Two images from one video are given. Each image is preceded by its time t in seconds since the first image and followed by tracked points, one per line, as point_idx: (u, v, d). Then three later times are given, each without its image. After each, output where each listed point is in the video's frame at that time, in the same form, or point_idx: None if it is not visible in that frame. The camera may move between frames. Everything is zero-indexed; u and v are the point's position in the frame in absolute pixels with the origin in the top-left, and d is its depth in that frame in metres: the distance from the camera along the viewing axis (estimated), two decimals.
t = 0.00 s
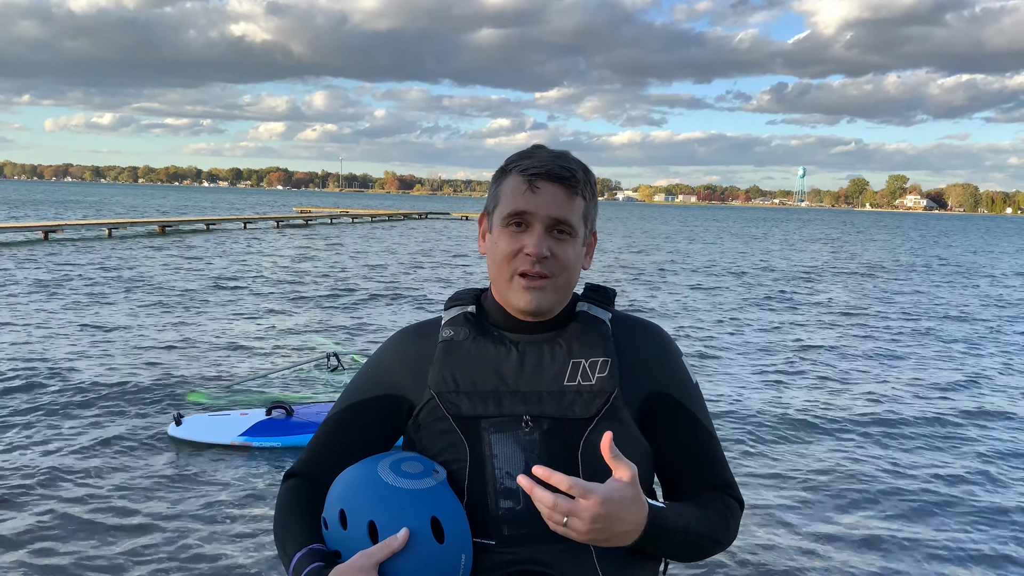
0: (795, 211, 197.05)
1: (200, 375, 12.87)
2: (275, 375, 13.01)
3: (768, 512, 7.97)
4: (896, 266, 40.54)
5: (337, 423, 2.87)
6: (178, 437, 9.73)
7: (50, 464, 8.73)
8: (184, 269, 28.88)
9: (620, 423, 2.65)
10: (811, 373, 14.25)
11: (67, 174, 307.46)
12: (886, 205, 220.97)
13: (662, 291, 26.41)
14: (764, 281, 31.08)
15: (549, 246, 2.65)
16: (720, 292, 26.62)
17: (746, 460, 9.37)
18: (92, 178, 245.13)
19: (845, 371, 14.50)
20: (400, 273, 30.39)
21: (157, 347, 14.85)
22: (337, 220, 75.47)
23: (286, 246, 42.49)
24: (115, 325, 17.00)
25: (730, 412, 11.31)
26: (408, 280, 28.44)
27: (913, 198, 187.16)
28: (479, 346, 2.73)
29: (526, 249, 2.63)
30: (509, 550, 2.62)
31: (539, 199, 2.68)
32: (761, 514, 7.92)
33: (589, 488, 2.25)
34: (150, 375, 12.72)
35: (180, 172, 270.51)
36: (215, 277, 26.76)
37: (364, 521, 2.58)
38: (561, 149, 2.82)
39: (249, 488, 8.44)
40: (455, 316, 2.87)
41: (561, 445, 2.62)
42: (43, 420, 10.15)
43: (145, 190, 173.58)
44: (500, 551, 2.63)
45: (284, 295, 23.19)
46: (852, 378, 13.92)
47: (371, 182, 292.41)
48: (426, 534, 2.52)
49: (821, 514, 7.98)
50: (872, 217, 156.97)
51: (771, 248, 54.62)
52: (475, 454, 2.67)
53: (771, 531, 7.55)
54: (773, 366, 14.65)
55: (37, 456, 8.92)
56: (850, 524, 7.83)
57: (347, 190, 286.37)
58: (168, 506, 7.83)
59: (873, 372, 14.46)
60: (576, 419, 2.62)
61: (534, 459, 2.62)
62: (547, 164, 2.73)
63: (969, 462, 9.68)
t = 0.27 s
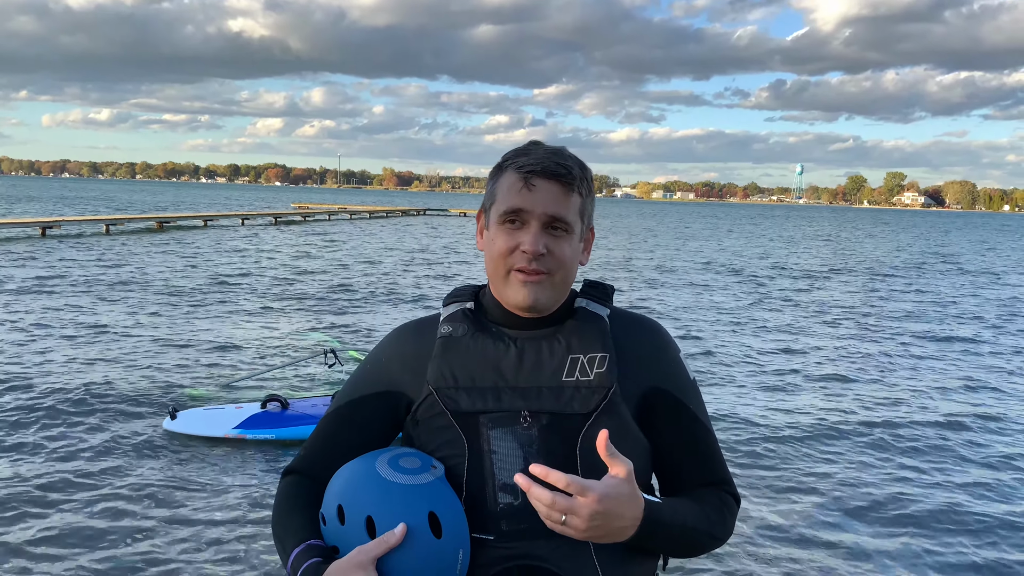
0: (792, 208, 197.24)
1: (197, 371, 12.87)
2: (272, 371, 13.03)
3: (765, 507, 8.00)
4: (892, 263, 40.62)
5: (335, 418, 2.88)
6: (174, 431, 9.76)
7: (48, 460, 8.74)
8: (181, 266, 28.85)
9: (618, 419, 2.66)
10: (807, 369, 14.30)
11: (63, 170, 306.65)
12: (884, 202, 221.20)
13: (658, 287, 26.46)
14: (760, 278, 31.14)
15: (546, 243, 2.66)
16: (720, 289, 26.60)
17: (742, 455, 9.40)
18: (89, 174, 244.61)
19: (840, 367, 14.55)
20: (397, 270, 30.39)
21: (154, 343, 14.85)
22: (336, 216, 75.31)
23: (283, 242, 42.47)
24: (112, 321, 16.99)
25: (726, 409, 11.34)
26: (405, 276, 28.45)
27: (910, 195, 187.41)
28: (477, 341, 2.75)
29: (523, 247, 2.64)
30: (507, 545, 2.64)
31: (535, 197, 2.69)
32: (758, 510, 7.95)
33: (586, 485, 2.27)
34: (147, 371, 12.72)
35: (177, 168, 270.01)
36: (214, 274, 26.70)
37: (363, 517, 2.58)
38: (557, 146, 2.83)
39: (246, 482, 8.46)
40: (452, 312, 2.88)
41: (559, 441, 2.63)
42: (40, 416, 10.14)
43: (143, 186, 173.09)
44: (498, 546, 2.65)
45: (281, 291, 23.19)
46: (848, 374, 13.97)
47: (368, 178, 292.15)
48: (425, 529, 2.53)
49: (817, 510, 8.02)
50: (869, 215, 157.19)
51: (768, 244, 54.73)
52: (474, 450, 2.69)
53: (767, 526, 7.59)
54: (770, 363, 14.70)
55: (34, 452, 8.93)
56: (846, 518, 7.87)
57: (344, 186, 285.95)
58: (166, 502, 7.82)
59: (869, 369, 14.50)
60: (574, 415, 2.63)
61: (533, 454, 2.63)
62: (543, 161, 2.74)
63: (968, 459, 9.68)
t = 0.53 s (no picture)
0: (790, 206, 197.47)
1: (196, 367, 12.90)
2: (270, 367, 13.05)
3: (763, 504, 8.06)
4: (890, 261, 40.70)
5: (333, 416, 2.88)
6: (169, 422, 9.84)
7: (48, 455, 8.75)
8: (179, 262, 28.84)
9: (615, 416, 2.67)
10: (804, 365, 14.35)
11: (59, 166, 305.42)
12: (881, 199, 221.62)
13: (657, 284, 26.49)
14: (758, 275, 31.20)
15: (542, 243, 2.66)
16: (717, 286, 26.61)
17: (739, 451, 9.45)
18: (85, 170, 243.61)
19: (837, 364, 14.62)
20: (395, 267, 30.40)
21: (153, 339, 14.87)
22: (333, 212, 75.10)
23: (281, 239, 42.43)
24: (111, 317, 17.00)
25: (723, 405, 11.39)
26: (403, 273, 28.46)
27: (908, 192, 187.68)
28: (475, 339, 2.75)
29: (519, 247, 2.64)
30: (505, 542, 2.65)
31: (528, 196, 2.69)
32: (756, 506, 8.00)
33: (532, 444, 2.32)
34: (146, 367, 12.74)
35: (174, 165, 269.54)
36: (211, 270, 26.64)
37: (362, 513, 2.59)
38: (547, 145, 2.84)
39: (245, 476, 8.49)
40: (450, 310, 2.89)
41: (556, 438, 2.64)
42: (40, 412, 10.16)
43: (139, 182, 172.46)
44: (496, 543, 2.66)
45: (279, 287, 23.21)
46: (845, 371, 14.02)
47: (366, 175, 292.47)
48: (424, 526, 2.54)
49: (814, 506, 8.08)
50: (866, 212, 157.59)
51: (765, 241, 54.81)
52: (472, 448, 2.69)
53: (765, 522, 7.64)
54: (767, 359, 14.75)
55: (35, 448, 8.96)
56: (843, 515, 7.92)
57: (342, 183, 286.00)
58: (165, 499, 7.79)
59: (865, 365, 14.56)
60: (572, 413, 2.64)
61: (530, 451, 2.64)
62: (534, 160, 2.75)
63: (966, 456, 9.72)
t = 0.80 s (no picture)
0: (787, 204, 197.53)
1: (193, 366, 12.89)
2: (267, 365, 13.03)
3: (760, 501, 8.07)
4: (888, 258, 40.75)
5: (327, 414, 2.87)
6: (165, 416, 9.92)
7: (45, 453, 8.74)
8: (176, 261, 28.82)
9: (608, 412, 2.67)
10: (801, 363, 14.38)
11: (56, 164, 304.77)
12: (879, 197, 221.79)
13: (654, 282, 26.50)
14: (756, 273, 31.22)
15: (540, 239, 2.65)
16: (715, 284, 26.60)
17: (736, 449, 9.46)
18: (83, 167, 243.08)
19: (834, 362, 14.64)
20: (393, 265, 30.39)
21: (150, 338, 14.85)
22: (331, 211, 74.99)
23: (278, 237, 42.39)
24: (108, 316, 16.98)
25: (720, 402, 11.40)
26: (401, 271, 28.46)
27: (905, 191, 187.83)
28: (468, 336, 2.75)
29: (518, 244, 2.63)
30: (496, 540, 2.65)
31: (523, 192, 2.68)
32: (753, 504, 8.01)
33: (559, 371, 2.31)
34: (143, 365, 12.72)
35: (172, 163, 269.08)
36: (209, 269, 26.62)
37: (354, 511, 2.59)
38: (536, 139, 2.82)
39: (242, 472, 8.48)
40: (443, 308, 2.88)
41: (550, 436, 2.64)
42: (37, 410, 10.15)
43: (136, 181, 172.07)
44: (488, 542, 2.65)
45: (276, 286, 23.19)
46: (842, 369, 14.03)
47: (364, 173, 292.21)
48: (416, 524, 2.53)
49: (812, 503, 8.09)
50: (864, 210, 157.67)
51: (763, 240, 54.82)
52: (464, 446, 2.69)
53: (762, 520, 7.66)
54: (764, 357, 14.76)
55: (33, 445, 8.96)
56: (840, 511, 7.93)
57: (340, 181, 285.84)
58: (161, 496, 7.78)
59: (862, 363, 14.58)
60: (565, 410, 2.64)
61: (523, 449, 2.64)
62: (527, 156, 2.73)
63: (962, 453, 9.72)
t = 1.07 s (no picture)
0: (786, 204, 197.64)
1: (193, 367, 12.86)
2: (267, 367, 13.01)
3: (761, 503, 8.06)
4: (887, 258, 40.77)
5: (318, 416, 2.87)
6: (167, 415, 9.89)
7: (45, 452, 8.72)
8: (175, 261, 28.80)
9: (601, 414, 2.66)
10: (801, 363, 14.38)
11: (55, 165, 304.62)
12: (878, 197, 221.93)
13: (654, 282, 26.49)
14: (755, 273, 31.25)
15: (524, 237, 2.65)
16: (714, 284, 26.60)
17: (737, 451, 9.46)
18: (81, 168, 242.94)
19: (834, 362, 14.63)
20: (392, 265, 30.37)
21: (150, 339, 14.82)
22: (330, 211, 75.01)
23: (277, 237, 42.35)
24: (107, 316, 16.95)
25: (721, 403, 11.39)
26: (400, 271, 28.44)
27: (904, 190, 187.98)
28: (460, 337, 2.73)
29: (502, 244, 2.62)
30: (488, 542, 2.63)
31: (506, 191, 2.67)
32: (755, 505, 8.01)
33: (557, 456, 2.26)
34: (143, 366, 12.70)
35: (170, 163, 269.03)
36: (208, 270, 26.59)
37: (344, 513, 2.57)
38: (516, 137, 2.81)
39: (242, 471, 8.47)
40: (435, 308, 2.87)
41: (541, 438, 2.63)
42: (37, 411, 10.13)
43: (136, 182, 172.06)
44: (480, 544, 2.64)
45: (276, 286, 23.17)
46: (841, 369, 14.04)
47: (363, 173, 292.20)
48: (406, 528, 2.52)
49: (812, 506, 8.09)
50: (862, 209, 157.82)
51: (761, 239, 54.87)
52: (456, 449, 2.68)
53: (764, 522, 7.65)
54: (764, 357, 14.75)
55: (32, 444, 8.93)
56: (841, 515, 7.94)
57: (338, 181, 285.79)
58: (162, 494, 7.76)
59: (862, 364, 14.58)
60: (557, 412, 2.63)
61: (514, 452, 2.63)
62: (507, 154, 2.72)
63: (960, 456, 9.70)
